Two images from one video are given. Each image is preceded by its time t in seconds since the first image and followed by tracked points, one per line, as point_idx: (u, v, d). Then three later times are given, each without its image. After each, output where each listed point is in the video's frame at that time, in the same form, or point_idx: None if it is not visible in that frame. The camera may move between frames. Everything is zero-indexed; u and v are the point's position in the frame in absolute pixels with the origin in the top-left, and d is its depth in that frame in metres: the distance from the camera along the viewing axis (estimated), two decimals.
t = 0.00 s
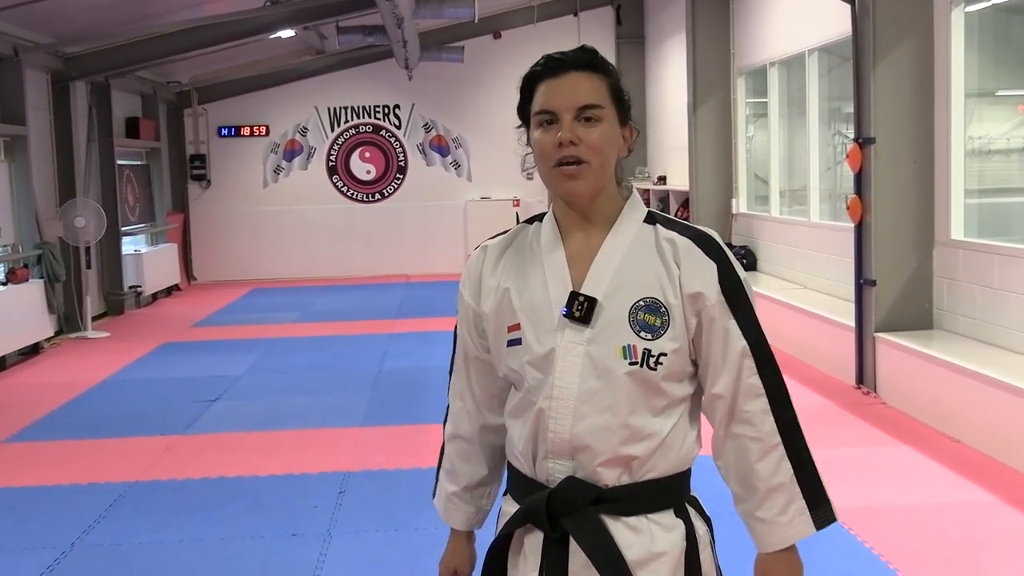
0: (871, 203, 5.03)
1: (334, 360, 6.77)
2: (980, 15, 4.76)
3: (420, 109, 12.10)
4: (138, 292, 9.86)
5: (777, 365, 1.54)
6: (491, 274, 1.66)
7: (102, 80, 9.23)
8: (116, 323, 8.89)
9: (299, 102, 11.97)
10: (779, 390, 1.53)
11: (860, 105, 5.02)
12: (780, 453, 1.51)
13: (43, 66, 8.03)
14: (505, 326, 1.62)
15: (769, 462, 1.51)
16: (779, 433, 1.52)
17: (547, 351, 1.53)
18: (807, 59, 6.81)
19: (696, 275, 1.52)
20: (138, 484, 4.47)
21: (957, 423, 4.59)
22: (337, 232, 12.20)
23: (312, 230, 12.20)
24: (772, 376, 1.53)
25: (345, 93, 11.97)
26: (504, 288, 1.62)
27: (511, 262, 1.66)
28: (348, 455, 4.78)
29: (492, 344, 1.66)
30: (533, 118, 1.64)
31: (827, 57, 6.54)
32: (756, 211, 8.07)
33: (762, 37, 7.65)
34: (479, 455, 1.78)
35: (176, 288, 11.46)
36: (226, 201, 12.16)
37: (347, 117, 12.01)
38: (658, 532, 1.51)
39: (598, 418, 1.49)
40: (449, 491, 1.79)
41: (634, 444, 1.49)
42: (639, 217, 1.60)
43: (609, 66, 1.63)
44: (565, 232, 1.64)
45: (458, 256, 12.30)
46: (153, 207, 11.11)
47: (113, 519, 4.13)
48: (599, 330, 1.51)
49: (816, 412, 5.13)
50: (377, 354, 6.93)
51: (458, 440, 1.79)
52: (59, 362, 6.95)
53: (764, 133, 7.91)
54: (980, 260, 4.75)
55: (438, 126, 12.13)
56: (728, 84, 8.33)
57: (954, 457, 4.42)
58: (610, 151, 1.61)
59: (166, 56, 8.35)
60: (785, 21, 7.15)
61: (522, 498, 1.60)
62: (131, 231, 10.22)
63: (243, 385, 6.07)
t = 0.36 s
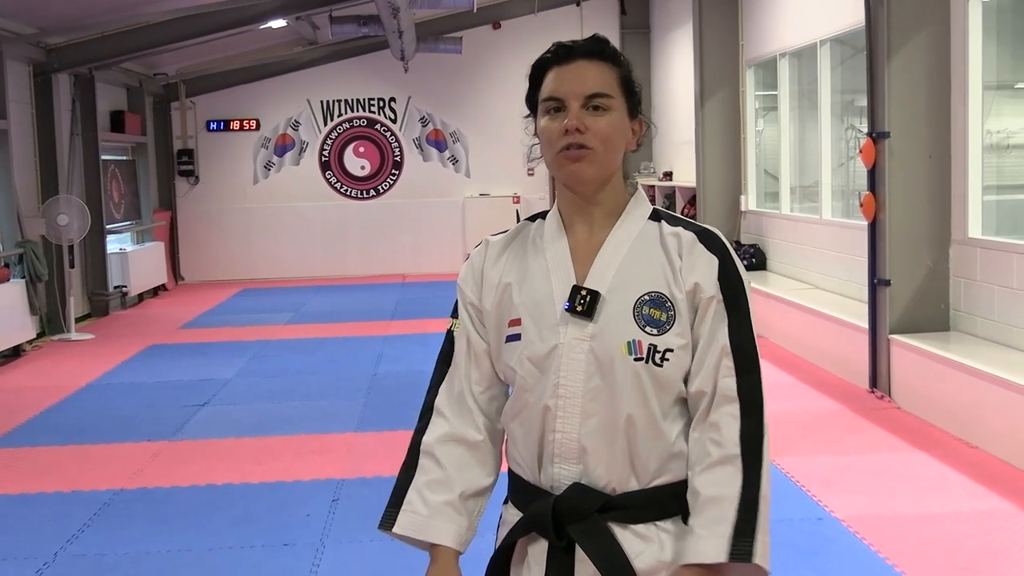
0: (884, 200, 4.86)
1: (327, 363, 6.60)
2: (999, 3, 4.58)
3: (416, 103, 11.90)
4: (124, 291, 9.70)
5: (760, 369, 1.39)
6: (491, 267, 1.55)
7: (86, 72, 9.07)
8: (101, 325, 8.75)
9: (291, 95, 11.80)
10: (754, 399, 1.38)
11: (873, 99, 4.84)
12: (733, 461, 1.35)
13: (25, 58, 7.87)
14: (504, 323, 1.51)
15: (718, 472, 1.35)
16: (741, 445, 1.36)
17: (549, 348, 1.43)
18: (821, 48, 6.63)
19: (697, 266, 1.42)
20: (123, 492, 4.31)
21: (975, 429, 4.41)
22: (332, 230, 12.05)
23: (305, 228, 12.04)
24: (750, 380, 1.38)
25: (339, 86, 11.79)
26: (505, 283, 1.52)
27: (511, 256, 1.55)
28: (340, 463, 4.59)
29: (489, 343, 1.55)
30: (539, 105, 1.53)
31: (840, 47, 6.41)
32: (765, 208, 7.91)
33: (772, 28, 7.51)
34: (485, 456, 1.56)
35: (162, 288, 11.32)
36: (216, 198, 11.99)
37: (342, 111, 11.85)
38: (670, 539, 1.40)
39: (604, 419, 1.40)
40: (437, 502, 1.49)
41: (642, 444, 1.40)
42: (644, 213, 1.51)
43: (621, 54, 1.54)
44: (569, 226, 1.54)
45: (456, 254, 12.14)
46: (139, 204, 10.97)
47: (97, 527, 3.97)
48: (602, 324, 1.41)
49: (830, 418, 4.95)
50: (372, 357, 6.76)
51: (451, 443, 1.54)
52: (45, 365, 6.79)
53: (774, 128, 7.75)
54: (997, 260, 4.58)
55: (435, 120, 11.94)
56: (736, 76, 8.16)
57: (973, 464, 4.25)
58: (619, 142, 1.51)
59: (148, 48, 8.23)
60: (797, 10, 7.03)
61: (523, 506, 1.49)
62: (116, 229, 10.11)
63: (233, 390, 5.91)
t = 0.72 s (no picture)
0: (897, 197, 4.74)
1: (321, 366, 6.47)
2: None
3: (413, 96, 11.76)
4: (110, 292, 9.56)
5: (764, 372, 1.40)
6: (492, 269, 1.53)
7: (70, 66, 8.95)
8: (86, 326, 8.62)
9: (284, 90, 11.65)
10: (761, 405, 1.39)
11: (887, 93, 4.72)
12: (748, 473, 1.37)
13: (8, 50, 7.76)
14: (505, 325, 1.50)
15: (731, 481, 1.37)
16: (752, 453, 1.38)
17: (552, 351, 1.42)
18: (833, 40, 6.54)
19: (702, 266, 1.42)
20: (110, 499, 4.16)
21: (992, 435, 4.27)
22: (325, 229, 11.89)
23: (298, 226, 11.89)
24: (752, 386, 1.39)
25: (333, 80, 11.65)
26: (506, 285, 1.50)
27: (512, 257, 1.53)
28: (333, 470, 4.44)
29: (488, 345, 1.54)
30: (540, 103, 1.52)
31: (852, 39, 6.33)
32: (774, 206, 7.76)
33: (781, 20, 7.40)
34: (497, 467, 1.54)
35: (151, 288, 11.17)
36: (205, 195, 11.83)
37: (336, 105, 11.69)
38: (671, 550, 1.40)
39: (607, 424, 1.39)
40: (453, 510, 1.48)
41: (645, 451, 1.40)
42: (649, 211, 1.50)
43: (623, 50, 1.53)
44: (570, 225, 1.53)
45: (454, 253, 11.98)
46: (126, 202, 10.85)
47: (82, 536, 3.80)
48: (606, 326, 1.40)
49: (841, 423, 4.82)
50: (367, 360, 6.63)
51: (462, 450, 1.52)
52: (31, 368, 6.64)
53: (783, 122, 7.62)
54: (1013, 258, 4.44)
55: (432, 114, 11.80)
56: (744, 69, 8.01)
57: (989, 471, 4.10)
58: (623, 140, 1.50)
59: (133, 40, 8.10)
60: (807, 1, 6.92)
61: (521, 512, 1.49)
62: (103, 228, 10.03)
63: (222, 394, 5.77)
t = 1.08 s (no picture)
0: (906, 194, 4.72)
1: (316, 367, 6.39)
2: None
3: (410, 92, 11.67)
4: (99, 293, 9.46)
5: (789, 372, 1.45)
6: (484, 271, 1.54)
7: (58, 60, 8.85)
8: (76, 327, 8.58)
9: (279, 85, 11.56)
10: (794, 403, 1.44)
11: (895, 89, 4.71)
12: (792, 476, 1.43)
13: None
14: (500, 327, 1.50)
15: (772, 483, 1.43)
16: (792, 450, 1.43)
17: (550, 356, 1.43)
18: (841, 34, 6.49)
19: (704, 269, 1.42)
20: (100, 504, 4.05)
21: (1003, 438, 4.19)
22: (319, 228, 11.78)
23: (294, 226, 11.78)
24: (782, 388, 1.44)
25: (329, 75, 11.55)
26: (500, 287, 1.51)
27: (505, 256, 1.54)
28: (330, 475, 4.33)
29: (483, 345, 1.54)
30: (536, 98, 1.53)
31: (860, 33, 6.27)
32: (781, 204, 7.68)
33: (787, 12, 7.34)
34: (473, 477, 1.60)
35: (142, 288, 11.06)
36: (196, 193, 11.71)
37: (332, 101, 11.60)
38: (672, 557, 1.41)
39: (606, 433, 1.40)
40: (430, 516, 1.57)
41: (645, 458, 1.41)
42: (646, 209, 1.50)
43: (621, 46, 1.53)
44: (565, 226, 1.53)
45: (453, 252, 11.88)
46: (116, 201, 10.75)
47: (71, 543, 3.69)
48: (605, 332, 1.41)
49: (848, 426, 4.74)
50: (363, 361, 6.53)
51: (443, 457, 1.59)
52: (20, 370, 6.54)
53: (790, 118, 7.54)
54: None
55: (430, 110, 11.71)
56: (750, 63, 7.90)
57: (1000, 474, 4.01)
58: (620, 139, 1.50)
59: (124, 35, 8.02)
60: None
61: (523, 520, 1.50)
62: (93, 226, 9.93)
63: (214, 397, 5.69)
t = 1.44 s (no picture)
0: (916, 192, 4.69)
1: (311, 369, 6.30)
2: None
3: (407, 87, 11.57)
4: (90, 292, 9.36)
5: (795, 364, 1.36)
6: (483, 262, 1.48)
7: (48, 55, 8.76)
8: (66, 327, 8.53)
9: (273, 81, 11.46)
10: (792, 401, 1.33)
11: (904, 82, 4.69)
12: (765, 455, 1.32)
13: None
14: (497, 321, 1.44)
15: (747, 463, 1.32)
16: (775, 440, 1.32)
17: (552, 353, 1.38)
18: (849, 27, 6.42)
19: (712, 262, 1.37)
20: (89, 509, 3.94)
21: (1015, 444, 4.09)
22: (314, 226, 11.68)
23: (291, 225, 11.67)
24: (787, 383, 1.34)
25: (325, 70, 11.46)
26: (499, 278, 1.45)
27: (505, 248, 1.48)
28: (326, 479, 4.24)
29: (480, 340, 1.48)
30: (546, 86, 1.46)
31: (870, 26, 6.20)
32: (787, 202, 7.60)
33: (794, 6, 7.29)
34: (477, 462, 1.50)
35: (133, 288, 10.96)
36: (189, 191, 11.62)
37: (327, 97, 11.50)
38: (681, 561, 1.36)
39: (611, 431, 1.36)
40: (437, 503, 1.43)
41: (651, 458, 1.36)
42: (648, 203, 1.45)
43: (637, 40, 1.47)
44: (568, 218, 1.48)
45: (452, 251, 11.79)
46: (107, 198, 10.63)
47: (61, 548, 3.57)
48: (608, 326, 1.36)
49: (856, 430, 4.65)
50: (359, 363, 6.44)
51: (438, 446, 1.48)
52: (9, 373, 6.44)
53: (797, 114, 7.47)
54: None
55: (428, 106, 11.62)
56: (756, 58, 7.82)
57: (1012, 480, 3.91)
58: (630, 135, 1.45)
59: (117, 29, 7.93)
60: None
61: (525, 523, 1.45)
62: (82, 223, 9.83)
63: (207, 400, 5.59)
